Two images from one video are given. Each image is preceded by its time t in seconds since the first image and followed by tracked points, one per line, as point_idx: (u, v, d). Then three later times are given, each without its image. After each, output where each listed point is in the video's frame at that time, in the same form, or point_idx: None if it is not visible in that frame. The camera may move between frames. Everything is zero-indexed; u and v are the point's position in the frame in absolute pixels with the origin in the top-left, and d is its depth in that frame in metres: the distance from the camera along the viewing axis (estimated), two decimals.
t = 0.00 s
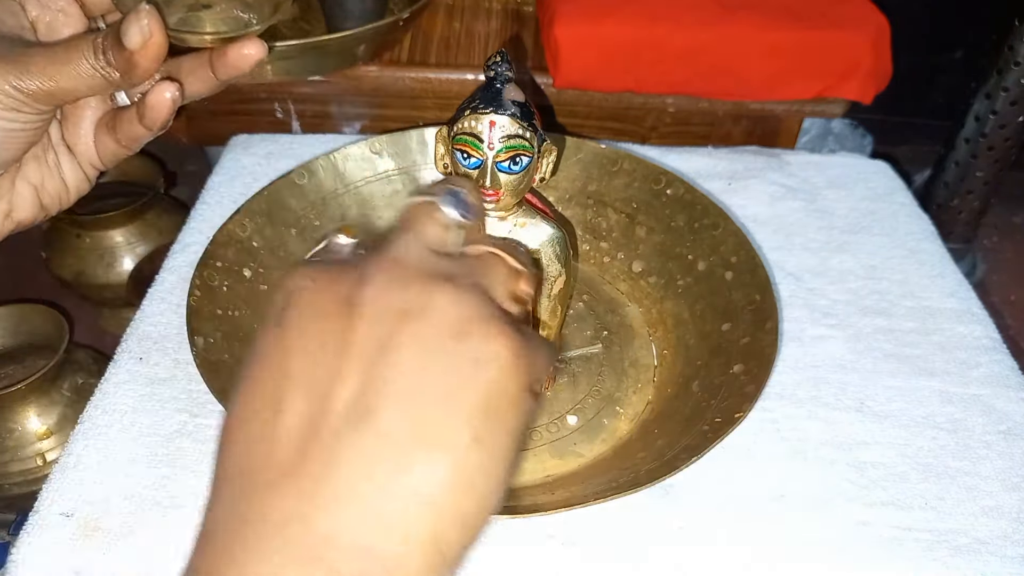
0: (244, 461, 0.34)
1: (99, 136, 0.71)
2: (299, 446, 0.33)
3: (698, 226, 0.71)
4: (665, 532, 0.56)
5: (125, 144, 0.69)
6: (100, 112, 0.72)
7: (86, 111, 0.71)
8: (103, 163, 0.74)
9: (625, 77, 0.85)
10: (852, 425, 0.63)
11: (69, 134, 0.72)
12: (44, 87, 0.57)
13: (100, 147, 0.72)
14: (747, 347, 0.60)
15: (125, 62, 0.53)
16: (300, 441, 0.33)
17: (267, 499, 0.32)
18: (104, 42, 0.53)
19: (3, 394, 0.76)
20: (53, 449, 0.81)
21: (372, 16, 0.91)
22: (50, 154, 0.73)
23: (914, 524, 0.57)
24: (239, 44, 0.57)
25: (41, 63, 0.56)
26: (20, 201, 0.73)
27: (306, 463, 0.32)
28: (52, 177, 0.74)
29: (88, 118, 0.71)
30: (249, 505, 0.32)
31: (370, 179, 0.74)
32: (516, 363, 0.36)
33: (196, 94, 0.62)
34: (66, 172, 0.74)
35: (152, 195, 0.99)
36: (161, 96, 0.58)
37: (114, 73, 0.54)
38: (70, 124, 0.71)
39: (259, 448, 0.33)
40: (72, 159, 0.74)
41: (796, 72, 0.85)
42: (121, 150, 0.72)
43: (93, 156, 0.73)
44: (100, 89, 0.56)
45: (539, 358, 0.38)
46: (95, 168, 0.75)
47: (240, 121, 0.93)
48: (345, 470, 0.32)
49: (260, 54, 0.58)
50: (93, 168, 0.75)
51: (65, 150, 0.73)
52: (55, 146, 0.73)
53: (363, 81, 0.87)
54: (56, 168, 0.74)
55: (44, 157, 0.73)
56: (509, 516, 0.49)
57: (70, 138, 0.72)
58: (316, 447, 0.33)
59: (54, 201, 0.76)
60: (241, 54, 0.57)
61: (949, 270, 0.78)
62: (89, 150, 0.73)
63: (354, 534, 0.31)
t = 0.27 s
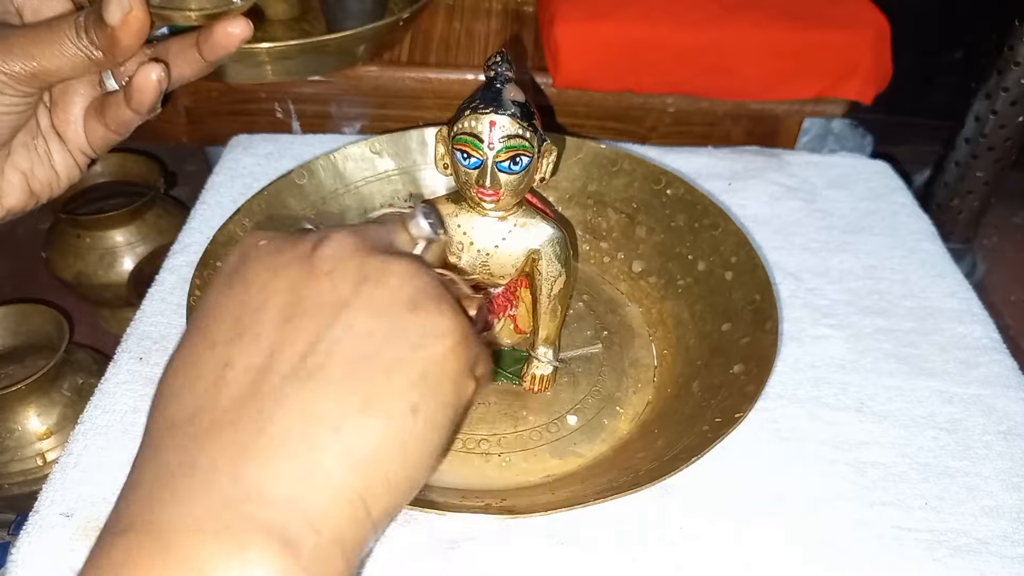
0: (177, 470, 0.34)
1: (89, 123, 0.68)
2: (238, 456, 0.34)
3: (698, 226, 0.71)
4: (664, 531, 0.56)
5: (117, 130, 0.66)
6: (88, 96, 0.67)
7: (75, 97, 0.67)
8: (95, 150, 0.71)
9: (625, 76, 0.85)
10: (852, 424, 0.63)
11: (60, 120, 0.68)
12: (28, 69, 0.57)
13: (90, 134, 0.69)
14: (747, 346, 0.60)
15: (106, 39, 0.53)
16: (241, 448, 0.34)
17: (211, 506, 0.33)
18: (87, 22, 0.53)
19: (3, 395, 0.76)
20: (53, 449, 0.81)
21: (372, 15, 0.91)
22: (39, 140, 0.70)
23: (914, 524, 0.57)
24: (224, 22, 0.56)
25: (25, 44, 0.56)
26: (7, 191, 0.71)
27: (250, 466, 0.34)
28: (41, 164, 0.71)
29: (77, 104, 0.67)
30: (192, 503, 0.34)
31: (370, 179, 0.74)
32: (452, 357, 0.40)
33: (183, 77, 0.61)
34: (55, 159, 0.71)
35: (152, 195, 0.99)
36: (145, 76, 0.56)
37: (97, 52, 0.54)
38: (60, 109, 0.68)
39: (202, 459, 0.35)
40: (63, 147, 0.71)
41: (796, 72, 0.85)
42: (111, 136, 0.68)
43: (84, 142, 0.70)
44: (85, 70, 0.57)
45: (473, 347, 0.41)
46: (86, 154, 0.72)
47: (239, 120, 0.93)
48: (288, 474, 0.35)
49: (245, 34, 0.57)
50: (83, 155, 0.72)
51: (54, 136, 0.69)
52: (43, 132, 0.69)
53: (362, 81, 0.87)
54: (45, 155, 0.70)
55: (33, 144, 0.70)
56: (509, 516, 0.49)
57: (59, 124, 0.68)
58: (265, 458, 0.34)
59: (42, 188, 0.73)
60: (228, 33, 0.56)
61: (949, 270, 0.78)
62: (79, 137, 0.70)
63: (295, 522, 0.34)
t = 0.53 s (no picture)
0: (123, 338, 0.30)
1: (81, 121, 0.67)
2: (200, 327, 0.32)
3: (698, 225, 0.71)
4: (664, 531, 0.56)
5: (108, 127, 0.65)
6: (81, 94, 0.67)
7: (67, 95, 0.66)
8: (86, 147, 0.70)
9: (625, 77, 0.85)
10: (852, 425, 0.63)
11: (52, 118, 0.67)
12: (11, 62, 0.53)
13: (83, 132, 0.68)
14: (747, 346, 0.60)
15: (91, 31, 0.49)
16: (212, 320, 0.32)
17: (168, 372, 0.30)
18: (71, 11, 0.50)
19: (3, 395, 0.76)
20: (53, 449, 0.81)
21: (372, 16, 0.91)
22: (30, 137, 0.68)
23: (914, 524, 0.57)
24: (214, 15, 0.55)
25: (6, 36, 0.52)
26: None
27: (214, 335, 0.32)
28: (32, 164, 0.68)
29: (70, 102, 0.66)
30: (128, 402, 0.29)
31: (370, 179, 0.74)
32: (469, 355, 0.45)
33: (174, 72, 0.61)
34: (48, 158, 0.69)
35: (152, 195, 0.99)
36: (134, 72, 0.56)
37: (82, 45, 0.50)
38: (51, 106, 0.66)
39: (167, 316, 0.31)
40: (55, 146, 0.69)
41: (795, 72, 0.85)
42: (103, 134, 0.67)
43: (76, 139, 0.68)
44: (71, 63, 0.53)
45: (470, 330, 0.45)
46: (79, 153, 0.70)
47: (240, 121, 0.93)
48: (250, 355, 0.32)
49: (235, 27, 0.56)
50: (76, 154, 0.70)
51: (46, 134, 0.68)
52: (34, 129, 0.67)
53: (362, 81, 0.87)
54: (37, 154, 0.68)
55: (24, 141, 0.67)
56: (510, 516, 0.49)
57: (51, 122, 0.67)
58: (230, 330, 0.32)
59: (35, 188, 0.70)
60: (218, 26, 0.55)
61: (949, 270, 0.78)
62: (71, 134, 0.68)
63: (258, 402, 0.32)
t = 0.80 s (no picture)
0: (217, 333, 0.30)
1: (77, 121, 0.66)
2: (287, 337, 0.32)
3: (698, 225, 0.71)
4: (664, 531, 0.56)
5: (105, 128, 0.64)
6: (80, 95, 0.67)
7: (65, 95, 0.66)
8: (84, 148, 0.69)
9: (625, 76, 0.85)
10: (852, 425, 0.63)
11: (49, 118, 0.66)
12: (5, 59, 0.52)
13: (81, 134, 0.67)
14: (747, 347, 0.60)
15: (86, 26, 0.48)
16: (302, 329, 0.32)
17: (263, 372, 0.30)
18: (64, 6, 0.49)
19: (3, 395, 0.76)
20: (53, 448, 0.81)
21: (372, 15, 0.91)
22: (26, 138, 0.67)
23: (914, 524, 0.57)
24: (209, 12, 0.54)
25: None
26: None
27: (304, 342, 0.32)
28: (29, 165, 0.68)
29: (67, 102, 0.66)
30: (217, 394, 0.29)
31: (370, 179, 0.74)
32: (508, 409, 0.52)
33: (169, 71, 0.60)
34: (44, 158, 0.68)
35: (152, 195, 0.99)
36: (129, 71, 0.55)
37: (77, 40, 0.50)
38: (48, 106, 0.66)
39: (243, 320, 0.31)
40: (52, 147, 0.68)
41: (796, 72, 0.85)
42: (99, 134, 0.66)
43: (73, 140, 0.68)
44: (65, 60, 0.52)
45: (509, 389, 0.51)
46: (76, 154, 0.69)
47: (240, 121, 0.93)
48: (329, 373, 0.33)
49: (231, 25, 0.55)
50: (73, 155, 0.70)
51: (43, 134, 0.67)
52: (31, 129, 0.67)
53: (362, 81, 0.87)
54: (33, 155, 0.68)
55: (20, 142, 0.67)
56: (510, 516, 0.49)
57: (48, 122, 0.67)
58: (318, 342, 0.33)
59: (31, 189, 0.69)
60: (213, 24, 0.55)
61: (949, 270, 0.78)
62: (68, 134, 0.67)
63: (340, 395, 0.32)
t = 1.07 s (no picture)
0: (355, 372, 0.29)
1: (75, 118, 0.66)
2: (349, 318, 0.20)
3: (698, 225, 0.71)
4: (664, 531, 0.56)
5: (102, 124, 0.64)
6: (77, 91, 0.66)
7: (62, 91, 0.66)
8: (82, 145, 0.69)
9: (625, 77, 0.85)
10: (852, 425, 0.63)
11: (47, 115, 0.66)
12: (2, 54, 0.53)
13: (79, 130, 0.67)
14: (747, 347, 0.60)
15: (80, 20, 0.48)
16: (393, 313, 0.21)
17: (387, 357, 0.18)
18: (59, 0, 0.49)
19: (3, 395, 0.76)
20: (53, 449, 0.81)
21: (372, 15, 0.91)
22: (25, 135, 0.67)
23: (914, 524, 0.57)
24: (205, 8, 0.54)
25: None
26: None
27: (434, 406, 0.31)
28: (28, 162, 0.68)
29: (64, 99, 0.66)
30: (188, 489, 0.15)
31: (370, 179, 0.74)
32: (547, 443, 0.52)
33: (167, 68, 0.60)
34: (43, 155, 0.68)
35: (152, 195, 0.99)
36: (125, 67, 0.55)
37: (71, 35, 0.50)
38: (46, 103, 0.66)
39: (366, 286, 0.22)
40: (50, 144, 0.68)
41: (796, 72, 0.85)
42: (97, 130, 0.66)
43: (72, 137, 0.68)
44: (61, 54, 0.52)
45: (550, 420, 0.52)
46: (74, 151, 0.69)
47: (240, 121, 0.93)
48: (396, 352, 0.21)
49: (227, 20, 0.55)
50: (72, 152, 0.70)
51: (41, 131, 0.67)
52: (29, 127, 0.67)
53: (362, 81, 0.87)
54: (32, 152, 0.68)
55: (18, 138, 0.67)
56: (510, 516, 0.49)
57: (46, 119, 0.67)
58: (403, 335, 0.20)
59: (30, 187, 0.69)
60: (209, 19, 0.54)
61: (949, 270, 0.78)
62: (66, 131, 0.67)
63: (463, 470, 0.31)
